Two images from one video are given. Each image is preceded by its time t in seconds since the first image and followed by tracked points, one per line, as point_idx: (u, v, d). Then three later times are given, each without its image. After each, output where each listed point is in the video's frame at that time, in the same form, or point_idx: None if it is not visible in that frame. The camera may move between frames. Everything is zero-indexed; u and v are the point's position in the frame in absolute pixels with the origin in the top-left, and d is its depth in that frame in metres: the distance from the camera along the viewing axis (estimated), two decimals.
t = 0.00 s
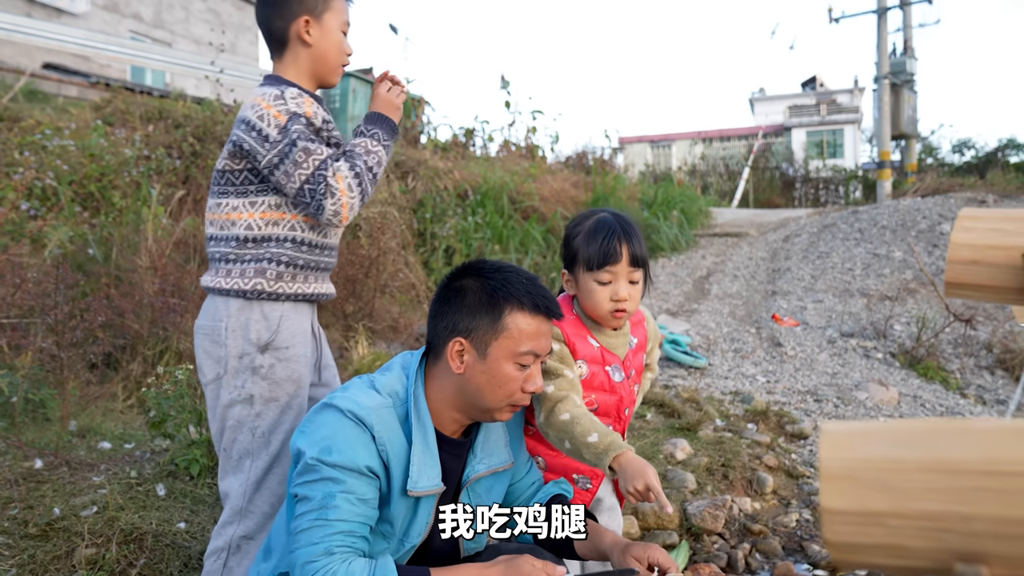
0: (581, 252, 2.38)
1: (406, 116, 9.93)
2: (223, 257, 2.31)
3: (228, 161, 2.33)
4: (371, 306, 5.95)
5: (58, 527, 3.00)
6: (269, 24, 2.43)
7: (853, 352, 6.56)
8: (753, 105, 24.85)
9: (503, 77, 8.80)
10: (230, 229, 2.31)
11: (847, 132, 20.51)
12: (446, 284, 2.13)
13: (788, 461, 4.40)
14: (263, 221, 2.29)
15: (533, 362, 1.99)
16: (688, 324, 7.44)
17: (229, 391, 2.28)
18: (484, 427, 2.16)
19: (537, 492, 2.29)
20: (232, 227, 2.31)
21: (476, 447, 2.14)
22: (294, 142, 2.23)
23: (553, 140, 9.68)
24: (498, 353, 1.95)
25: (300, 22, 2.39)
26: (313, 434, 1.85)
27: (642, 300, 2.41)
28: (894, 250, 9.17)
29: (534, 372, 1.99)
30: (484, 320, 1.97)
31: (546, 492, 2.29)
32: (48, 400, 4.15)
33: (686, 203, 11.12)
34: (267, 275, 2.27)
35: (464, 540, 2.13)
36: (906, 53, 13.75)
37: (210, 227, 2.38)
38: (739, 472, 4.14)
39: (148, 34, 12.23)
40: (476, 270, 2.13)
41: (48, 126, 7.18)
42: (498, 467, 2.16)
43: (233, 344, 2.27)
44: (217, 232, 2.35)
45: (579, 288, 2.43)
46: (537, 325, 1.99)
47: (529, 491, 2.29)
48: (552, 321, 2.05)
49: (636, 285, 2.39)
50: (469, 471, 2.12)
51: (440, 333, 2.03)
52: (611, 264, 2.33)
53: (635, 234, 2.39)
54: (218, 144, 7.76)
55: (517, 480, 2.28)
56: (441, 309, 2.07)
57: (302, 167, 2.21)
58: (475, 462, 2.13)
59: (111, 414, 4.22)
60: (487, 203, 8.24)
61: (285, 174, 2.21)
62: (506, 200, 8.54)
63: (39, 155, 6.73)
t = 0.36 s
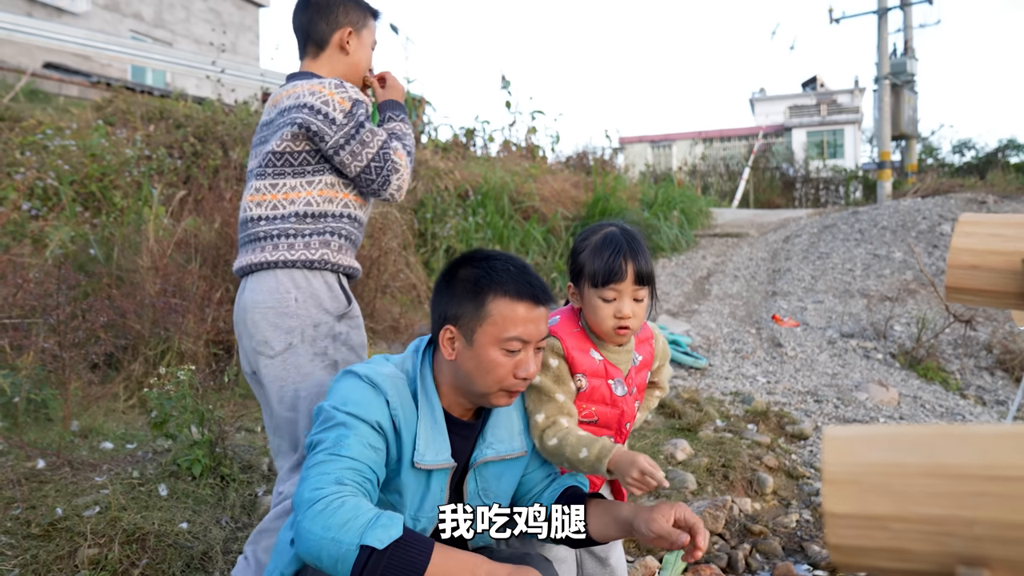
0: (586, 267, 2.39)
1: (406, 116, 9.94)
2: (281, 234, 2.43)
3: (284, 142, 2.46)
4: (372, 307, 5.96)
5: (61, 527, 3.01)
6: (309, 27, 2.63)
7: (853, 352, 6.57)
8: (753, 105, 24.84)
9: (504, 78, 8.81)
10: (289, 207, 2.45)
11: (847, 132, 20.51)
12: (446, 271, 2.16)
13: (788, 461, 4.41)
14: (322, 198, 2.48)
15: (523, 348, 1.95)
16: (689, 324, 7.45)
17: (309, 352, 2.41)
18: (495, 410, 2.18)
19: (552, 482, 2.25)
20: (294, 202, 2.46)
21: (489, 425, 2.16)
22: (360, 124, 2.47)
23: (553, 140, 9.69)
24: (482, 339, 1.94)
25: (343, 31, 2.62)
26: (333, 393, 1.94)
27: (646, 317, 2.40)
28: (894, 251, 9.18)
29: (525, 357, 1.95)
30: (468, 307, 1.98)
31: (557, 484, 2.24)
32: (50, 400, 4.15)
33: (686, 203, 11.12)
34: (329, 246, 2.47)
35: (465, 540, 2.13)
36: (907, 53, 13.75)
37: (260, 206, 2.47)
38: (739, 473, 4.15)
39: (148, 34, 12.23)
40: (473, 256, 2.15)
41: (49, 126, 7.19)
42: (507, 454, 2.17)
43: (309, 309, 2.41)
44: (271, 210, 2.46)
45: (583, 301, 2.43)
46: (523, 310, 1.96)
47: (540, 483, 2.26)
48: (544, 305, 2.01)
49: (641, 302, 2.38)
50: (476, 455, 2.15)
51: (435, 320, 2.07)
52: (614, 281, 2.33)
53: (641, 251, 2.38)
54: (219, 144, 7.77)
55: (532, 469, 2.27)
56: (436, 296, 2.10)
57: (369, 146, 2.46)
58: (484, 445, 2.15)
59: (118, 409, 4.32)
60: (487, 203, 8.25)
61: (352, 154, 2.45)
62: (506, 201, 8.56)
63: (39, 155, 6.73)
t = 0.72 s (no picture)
0: (594, 263, 2.39)
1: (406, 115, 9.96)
2: (315, 227, 2.44)
3: (315, 137, 2.45)
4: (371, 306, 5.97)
5: (59, 525, 3.01)
6: (321, 27, 2.65)
7: (853, 351, 6.56)
8: (754, 105, 24.83)
9: (504, 77, 8.80)
10: (321, 200, 2.46)
11: (847, 132, 20.49)
12: (432, 285, 2.10)
13: (788, 459, 4.41)
14: (353, 191, 2.50)
15: (512, 368, 1.89)
16: (688, 323, 7.45)
17: (356, 344, 2.44)
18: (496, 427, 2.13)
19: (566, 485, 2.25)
20: (329, 194, 2.47)
21: (491, 447, 2.10)
22: (388, 119, 2.51)
23: (553, 140, 9.67)
24: (468, 362, 1.89)
25: (356, 35, 2.66)
26: (327, 431, 1.88)
27: (656, 312, 2.40)
28: (894, 250, 9.17)
29: (516, 377, 1.89)
30: (451, 328, 1.92)
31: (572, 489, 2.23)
32: (49, 399, 4.15)
33: (686, 202, 11.11)
34: (363, 239, 2.50)
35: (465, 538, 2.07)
36: (907, 53, 13.73)
37: (292, 200, 2.46)
38: (738, 471, 4.14)
39: (148, 34, 12.22)
40: (458, 271, 2.09)
41: (48, 125, 7.18)
42: (512, 470, 2.12)
43: (352, 302, 2.44)
44: (304, 203, 2.45)
45: (593, 299, 2.42)
46: (508, 329, 1.89)
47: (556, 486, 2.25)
48: (531, 321, 1.94)
49: (650, 297, 2.39)
50: (482, 476, 2.10)
51: (422, 341, 2.01)
52: (624, 276, 2.33)
53: (650, 245, 2.38)
54: (218, 143, 7.78)
55: (541, 473, 2.25)
56: (422, 315, 2.04)
57: (397, 141, 2.51)
58: (489, 465, 2.10)
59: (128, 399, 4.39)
60: (486, 202, 8.24)
61: (380, 148, 2.48)
62: (506, 200, 8.56)
63: (39, 154, 6.73)
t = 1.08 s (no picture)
0: (589, 251, 2.35)
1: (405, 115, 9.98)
2: (356, 232, 2.51)
3: (360, 144, 2.52)
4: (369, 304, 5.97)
5: (56, 523, 3.00)
6: (371, 38, 2.71)
7: (852, 350, 6.55)
8: (754, 105, 24.84)
9: (504, 76, 8.80)
10: (363, 207, 2.52)
11: (847, 131, 20.48)
12: (410, 320, 2.03)
13: (787, 458, 4.40)
14: (392, 200, 2.57)
15: (508, 405, 1.85)
16: (688, 322, 7.45)
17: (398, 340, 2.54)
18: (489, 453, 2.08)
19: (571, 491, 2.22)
20: (372, 200, 2.53)
21: (486, 475, 2.08)
22: (425, 134, 2.56)
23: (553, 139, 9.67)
24: (462, 407, 1.84)
25: (404, 45, 2.71)
26: (326, 491, 1.79)
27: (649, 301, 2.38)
28: (894, 249, 9.16)
29: (514, 413, 1.85)
30: (439, 373, 1.86)
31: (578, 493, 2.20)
32: (47, 397, 4.15)
33: (686, 201, 11.11)
34: (399, 247, 2.57)
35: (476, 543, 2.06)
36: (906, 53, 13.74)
37: (336, 205, 2.53)
38: (737, 469, 4.14)
39: (148, 33, 12.22)
40: (437, 305, 2.02)
41: (47, 124, 7.18)
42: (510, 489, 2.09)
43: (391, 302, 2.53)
44: (348, 208, 2.52)
45: (587, 287, 2.38)
46: (500, 367, 1.84)
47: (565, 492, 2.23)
48: (521, 354, 1.89)
49: (644, 285, 2.36)
50: (480, 502, 2.08)
51: (407, 383, 1.95)
52: (619, 264, 2.30)
53: (645, 233, 2.35)
54: (217, 143, 7.80)
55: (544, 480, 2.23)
56: (404, 355, 1.98)
57: (433, 155, 2.55)
58: (485, 491, 2.08)
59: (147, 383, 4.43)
60: (486, 202, 8.24)
61: (417, 161, 2.53)
62: (506, 199, 8.56)
63: (38, 154, 6.73)
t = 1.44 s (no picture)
0: (553, 218, 2.39)
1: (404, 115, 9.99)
2: (429, 232, 2.95)
3: (440, 155, 2.96)
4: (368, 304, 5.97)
5: (54, 522, 2.99)
6: (459, 69, 3.17)
7: (852, 349, 6.54)
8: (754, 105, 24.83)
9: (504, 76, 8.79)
10: (437, 211, 2.96)
11: (847, 131, 20.45)
12: (403, 326, 2.00)
13: (786, 457, 4.40)
14: (462, 207, 2.99)
15: (508, 409, 1.85)
16: (688, 322, 7.44)
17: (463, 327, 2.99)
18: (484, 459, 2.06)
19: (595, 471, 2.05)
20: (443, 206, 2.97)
21: (483, 479, 2.06)
22: (496, 149, 2.96)
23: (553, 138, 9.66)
24: (462, 412, 1.83)
25: (485, 78, 3.14)
26: (317, 499, 1.75)
27: (617, 263, 2.40)
28: (894, 248, 9.15)
29: (514, 417, 1.86)
30: (437, 379, 1.85)
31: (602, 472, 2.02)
32: (46, 396, 4.15)
33: (686, 201, 11.10)
34: (465, 249, 2.99)
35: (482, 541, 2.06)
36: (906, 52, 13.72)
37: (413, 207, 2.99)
38: (736, 468, 4.14)
39: (148, 33, 12.20)
40: (432, 310, 2.00)
41: (46, 124, 7.17)
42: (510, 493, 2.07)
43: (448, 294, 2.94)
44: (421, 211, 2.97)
45: (554, 253, 2.43)
46: (499, 371, 1.84)
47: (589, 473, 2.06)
48: (519, 357, 1.89)
49: (610, 247, 2.39)
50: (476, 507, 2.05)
51: (402, 390, 1.93)
52: (582, 227, 2.34)
53: (607, 195, 2.38)
54: (217, 143, 7.81)
55: (562, 470, 2.11)
56: (400, 362, 1.95)
57: (499, 167, 2.94)
58: (482, 494, 2.07)
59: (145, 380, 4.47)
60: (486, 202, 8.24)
61: (485, 172, 2.93)
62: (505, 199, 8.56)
63: (37, 153, 6.71)
